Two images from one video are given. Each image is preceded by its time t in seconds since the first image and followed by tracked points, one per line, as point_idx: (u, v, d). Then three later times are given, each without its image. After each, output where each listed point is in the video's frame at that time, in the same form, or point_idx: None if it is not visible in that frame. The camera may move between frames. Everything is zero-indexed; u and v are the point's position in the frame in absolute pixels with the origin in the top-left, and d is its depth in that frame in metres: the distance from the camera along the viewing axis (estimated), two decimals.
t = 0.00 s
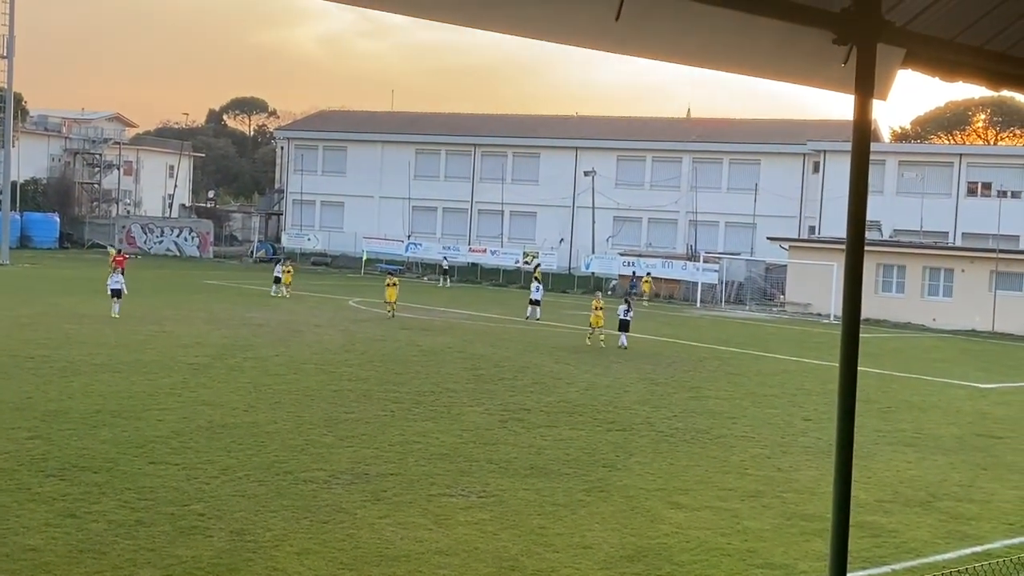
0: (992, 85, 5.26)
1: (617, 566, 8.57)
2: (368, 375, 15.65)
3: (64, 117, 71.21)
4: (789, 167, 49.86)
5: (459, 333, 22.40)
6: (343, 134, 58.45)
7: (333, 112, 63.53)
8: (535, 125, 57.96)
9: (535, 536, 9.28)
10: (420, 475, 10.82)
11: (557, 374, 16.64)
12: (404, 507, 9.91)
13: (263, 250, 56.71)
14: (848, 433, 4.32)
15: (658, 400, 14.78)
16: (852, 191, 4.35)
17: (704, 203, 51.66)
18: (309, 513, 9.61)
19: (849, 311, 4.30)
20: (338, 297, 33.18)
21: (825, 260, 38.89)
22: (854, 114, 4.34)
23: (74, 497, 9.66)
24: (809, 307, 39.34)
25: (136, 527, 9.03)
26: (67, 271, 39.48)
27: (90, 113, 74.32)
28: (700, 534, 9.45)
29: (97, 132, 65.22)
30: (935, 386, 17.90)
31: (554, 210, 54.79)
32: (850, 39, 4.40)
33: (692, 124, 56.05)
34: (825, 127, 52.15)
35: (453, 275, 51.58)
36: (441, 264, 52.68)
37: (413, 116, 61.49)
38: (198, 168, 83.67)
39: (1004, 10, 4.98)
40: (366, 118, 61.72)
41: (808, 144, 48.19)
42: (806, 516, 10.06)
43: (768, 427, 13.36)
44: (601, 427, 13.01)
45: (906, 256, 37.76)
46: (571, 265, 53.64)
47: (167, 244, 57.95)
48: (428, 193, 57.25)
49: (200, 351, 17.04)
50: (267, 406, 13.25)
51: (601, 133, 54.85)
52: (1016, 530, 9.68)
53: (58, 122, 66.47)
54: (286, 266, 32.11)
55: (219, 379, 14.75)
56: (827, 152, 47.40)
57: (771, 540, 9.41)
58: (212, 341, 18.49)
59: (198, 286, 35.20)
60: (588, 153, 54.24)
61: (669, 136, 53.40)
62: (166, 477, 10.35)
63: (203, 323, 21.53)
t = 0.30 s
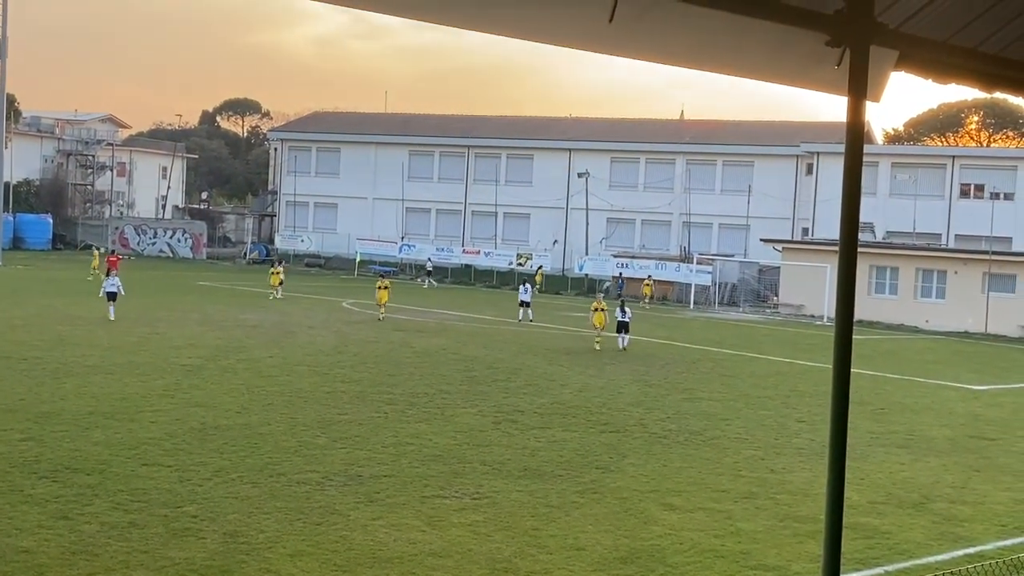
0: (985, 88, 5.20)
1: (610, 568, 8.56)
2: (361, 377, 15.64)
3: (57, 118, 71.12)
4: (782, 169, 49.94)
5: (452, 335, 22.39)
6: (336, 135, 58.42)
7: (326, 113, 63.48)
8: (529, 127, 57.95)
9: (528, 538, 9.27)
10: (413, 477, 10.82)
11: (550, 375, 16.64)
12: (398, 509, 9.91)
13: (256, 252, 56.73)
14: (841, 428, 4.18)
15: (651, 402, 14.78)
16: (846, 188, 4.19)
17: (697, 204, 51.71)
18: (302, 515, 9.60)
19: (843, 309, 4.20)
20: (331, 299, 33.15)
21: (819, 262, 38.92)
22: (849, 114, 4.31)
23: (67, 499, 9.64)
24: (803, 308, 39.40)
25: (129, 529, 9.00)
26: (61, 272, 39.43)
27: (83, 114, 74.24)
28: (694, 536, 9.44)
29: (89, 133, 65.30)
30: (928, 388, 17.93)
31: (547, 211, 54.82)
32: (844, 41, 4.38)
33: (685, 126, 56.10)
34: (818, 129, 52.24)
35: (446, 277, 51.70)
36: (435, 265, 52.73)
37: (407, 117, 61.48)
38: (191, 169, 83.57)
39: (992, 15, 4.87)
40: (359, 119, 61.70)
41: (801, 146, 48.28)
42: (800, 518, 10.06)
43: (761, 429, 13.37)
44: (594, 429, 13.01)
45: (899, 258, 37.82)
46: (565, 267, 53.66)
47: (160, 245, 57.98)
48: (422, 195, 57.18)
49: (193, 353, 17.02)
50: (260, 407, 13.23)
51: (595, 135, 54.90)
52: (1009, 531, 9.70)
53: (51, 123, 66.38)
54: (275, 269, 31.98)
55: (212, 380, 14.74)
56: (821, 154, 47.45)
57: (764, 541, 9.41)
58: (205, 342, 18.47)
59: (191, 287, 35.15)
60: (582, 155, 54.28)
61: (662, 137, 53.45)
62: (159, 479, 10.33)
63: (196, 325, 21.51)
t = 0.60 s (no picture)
0: (978, 89, 5.20)
1: (604, 568, 8.56)
2: (355, 378, 15.64)
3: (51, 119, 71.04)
4: (777, 170, 50.03)
5: (446, 336, 22.40)
6: (331, 136, 58.40)
7: (320, 115, 63.45)
8: (523, 128, 57.98)
9: (522, 539, 9.27)
10: (408, 478, 10.82)
11: (544, 377, 16.64)
12: (392, 510, 9.91)
13: (250, 253, 56.81)
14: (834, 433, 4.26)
15: (645, 403, 14.80)
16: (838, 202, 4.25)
17: (691, 206, 51.75)
18: (296, 516, 9.58)
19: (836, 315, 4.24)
20: (325, 300, 33.12)
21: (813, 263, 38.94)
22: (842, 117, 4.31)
23: (60, 500, 9.62)
24: (796, 310, 39.43)
25: (122, 530, 8.99)
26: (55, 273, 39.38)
27: (77, 115, 74.17)
28: (688, 537, 9.44)
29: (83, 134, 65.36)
30: (921, 389, 17.95)
31: (542, 213, 54.86)
32: (838, 42, 4.37)
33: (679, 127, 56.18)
34: (812, 131, 52.34)
35: (440, 278, 51.81)
36: (429, 266, 52.81)
37: (401, 119, 61.48)
38: (185, 170, 83.52)
39: (986, 16, 4.84)
40: (353, 120, 61.71)
41: (795, 147, 48.35)
42: (794, 519, 10.07)
43: (756, 430, 13.39)
44: (588, 430, 13.02)
45: (893, 259, 37.88)
46: (559, 268, 53.68)
47: (154, 246, 57.99)
48: (416, 196, 57.17)
49: (187, 354, 17.01)
50: (254, 409, 13.21)
51: (589, 137, 54.94)
52: (1001, 532, 9.71)
53: (45, 124, 66.31)
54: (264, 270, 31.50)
55: (206, 381, 14.74)
56: (815, 156, 47.48)
57: (759, 542, 9.40)
58: (198, 343, 18.46)
59: (186, 288, 35.12)
60: (576, 156, 54.29)
61: (657, 138, 53.50)
62: (153, 480, 10.32)
63: (190, 326, 21.49)
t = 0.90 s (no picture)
0: (973, 92, 5.19)
1: (599, 569, 8.58)
2: (350, 379, 15.63)
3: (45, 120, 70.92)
4: (771, 171, 50.09)
5: (440, 337, 22.40)
6: (326, 137, 58.35)
7: (315, 116, 63.40)
8: (518, 129, 57.99)
9: (517, 540, 9.27)
10: (402, 479, 10.82)
11: (539, 378, 16.64)
12: (386, 511, 9.90)
13: (245, 254, 56.88)
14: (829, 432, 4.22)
15: (640, 404, 14.82)
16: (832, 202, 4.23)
17: (686, 207, 51.76)
18: (290, 517, 9.57)
19: (830, 316, 4.22)
20: (320, 301, 33.11)
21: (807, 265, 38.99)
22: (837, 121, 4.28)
23: (54, 501, 9.61)
24: (791, 311, 39.43)
25: (117, 531, 8.99)
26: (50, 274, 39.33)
27: (71, 116, 74.07)
28: (683, 538, 9.44)
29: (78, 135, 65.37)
30: (915, 390, 17.98)
31: (536, 214, 54.84)
32: (832, 45, 4.35)
33: (673, 129, 56.23)
34: (806, 133, 52.43)
35: (435, 279, 51.83)
36: (424, 267, 52.85)
37: (396, 120, 61.46)
38: (179, 171, 83.44)
39: (981, 19, 4.81)
40: (347, 122, 61.69)
41: (789, 149, 48.43)
42: (789, 520, 10.08)
43: (750, 431, 13.40)
44: (583, 431, 13.03)
45: (887, 261, 37.92)
46: (554, 269, 53.70)
47: (149, 247, 57.94)
48: (411, 197, 57.15)
49: (181, 355, 17.00)
50: (249, 410, 13.20)
51: (583, 138, 54.97)
52: (996, 533, 9.72)
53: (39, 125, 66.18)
54: (256, 270, 31.10)
55: (202, 382, 14.72)
56: (810, 158, 47.55)
57: (754, 543, 9.40)
58: (193, 345, 18.43)
59: (180, 289, 35.08)
60: (571, 158, 54.27)
61: (651, 140, 53.53)
62: (147, 482, 10.31)
63: (185, 327, 21.48)
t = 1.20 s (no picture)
0: (968, 94, 5.19)
1: (595, 570, 8.58)
2: (345, 380, 15.63)
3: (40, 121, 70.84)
4: (767, 173, 50.17)
5: (435, 338, 22.40)
6: (322, 139, 58.35)
7: (311, 117, 63.36)
8: (513, 131, 58.03)
9: (512, 542, 9.26)
10: (397, 481, 10.80)
11: (534, 379, 16.64)
12: (381, 513, 9.88)
13: (240, 255, 57.00)
14: (824, 426, 3.84)
15: (636, 406, 14.83)
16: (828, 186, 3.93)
17: (682, 208, 51.77)
18: (286, 519, 9.56)
19: (826, 304, 3.90)
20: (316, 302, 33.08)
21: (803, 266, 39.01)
22: (832, 119, 4.24)
23: (49, 502, 9.59)
24: (786, 312, 39.46)
25: (112, 533, 8.97)
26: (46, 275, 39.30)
27: (67, 117, 74.03)
28: (678, 540, 9.43)
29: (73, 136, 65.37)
30: (910, 392, 18.00)
31: (532, 215, 54.86)
32: (828, 46, 4.34)
33: (669, 130, 56.25)
34: (800, 135, 52.52)
35: (431, 280, 51.84)
36: (420, 269, 52.93)
37: (391, 121, 61.47)
38: (175, 173, 83.45)
39: (972, 23, 4.81)
40: (343, 123, 61.70)
41: (785, 150, 48.50)
42: (783, 522, 10.08)
43: (746, 433, 13.40)
44: (578, 432, 13.03)
45: (882, 262, 37.98)
46: (549, 271, 53.68)
47: (144, 248, 57.94)
48: (407, 198, 57.15)
49: (176, 357, 16.98)
50: (244, 412, 13.19)
51: (579, 139, 54.99)
52: (991, 534, 9.73)
53: (34, 125, 66.08)
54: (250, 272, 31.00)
55: (197, 383, 14.72)
56: (805, 159, 47.61)
57: (749, 545, 9.40)
58: (188, 346, 18.42)
59: (175, 291, 35.05)
60: (567, 159, 54.29)
61: (647, 141, 53.58)
62: (142, 483, 10.30)
63: (179, 329, 21.46)
